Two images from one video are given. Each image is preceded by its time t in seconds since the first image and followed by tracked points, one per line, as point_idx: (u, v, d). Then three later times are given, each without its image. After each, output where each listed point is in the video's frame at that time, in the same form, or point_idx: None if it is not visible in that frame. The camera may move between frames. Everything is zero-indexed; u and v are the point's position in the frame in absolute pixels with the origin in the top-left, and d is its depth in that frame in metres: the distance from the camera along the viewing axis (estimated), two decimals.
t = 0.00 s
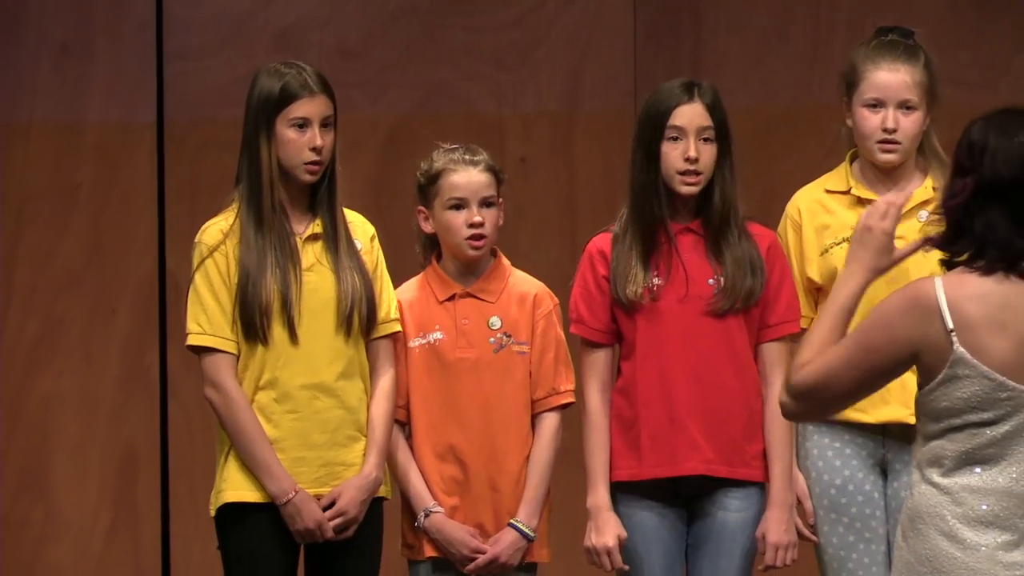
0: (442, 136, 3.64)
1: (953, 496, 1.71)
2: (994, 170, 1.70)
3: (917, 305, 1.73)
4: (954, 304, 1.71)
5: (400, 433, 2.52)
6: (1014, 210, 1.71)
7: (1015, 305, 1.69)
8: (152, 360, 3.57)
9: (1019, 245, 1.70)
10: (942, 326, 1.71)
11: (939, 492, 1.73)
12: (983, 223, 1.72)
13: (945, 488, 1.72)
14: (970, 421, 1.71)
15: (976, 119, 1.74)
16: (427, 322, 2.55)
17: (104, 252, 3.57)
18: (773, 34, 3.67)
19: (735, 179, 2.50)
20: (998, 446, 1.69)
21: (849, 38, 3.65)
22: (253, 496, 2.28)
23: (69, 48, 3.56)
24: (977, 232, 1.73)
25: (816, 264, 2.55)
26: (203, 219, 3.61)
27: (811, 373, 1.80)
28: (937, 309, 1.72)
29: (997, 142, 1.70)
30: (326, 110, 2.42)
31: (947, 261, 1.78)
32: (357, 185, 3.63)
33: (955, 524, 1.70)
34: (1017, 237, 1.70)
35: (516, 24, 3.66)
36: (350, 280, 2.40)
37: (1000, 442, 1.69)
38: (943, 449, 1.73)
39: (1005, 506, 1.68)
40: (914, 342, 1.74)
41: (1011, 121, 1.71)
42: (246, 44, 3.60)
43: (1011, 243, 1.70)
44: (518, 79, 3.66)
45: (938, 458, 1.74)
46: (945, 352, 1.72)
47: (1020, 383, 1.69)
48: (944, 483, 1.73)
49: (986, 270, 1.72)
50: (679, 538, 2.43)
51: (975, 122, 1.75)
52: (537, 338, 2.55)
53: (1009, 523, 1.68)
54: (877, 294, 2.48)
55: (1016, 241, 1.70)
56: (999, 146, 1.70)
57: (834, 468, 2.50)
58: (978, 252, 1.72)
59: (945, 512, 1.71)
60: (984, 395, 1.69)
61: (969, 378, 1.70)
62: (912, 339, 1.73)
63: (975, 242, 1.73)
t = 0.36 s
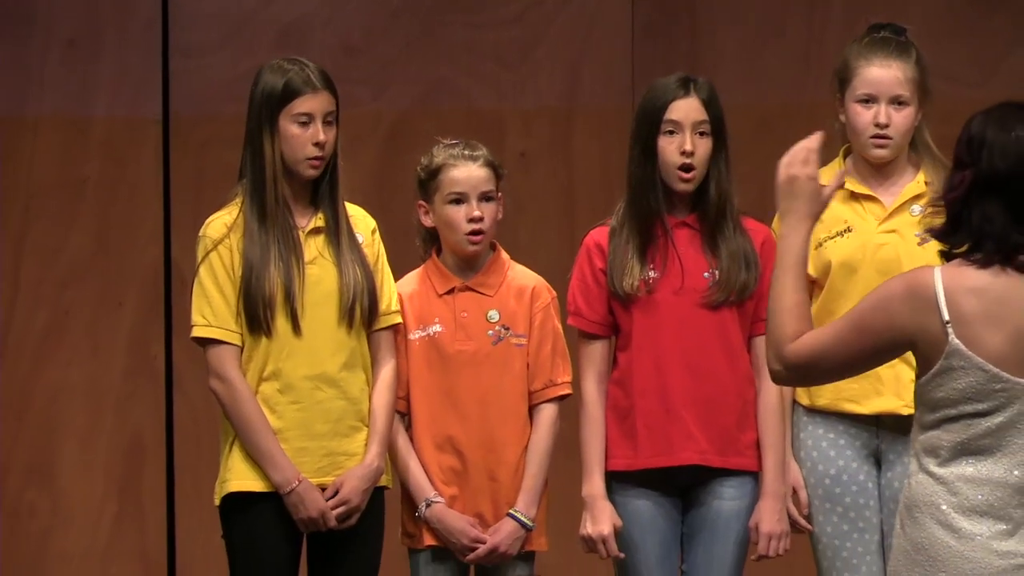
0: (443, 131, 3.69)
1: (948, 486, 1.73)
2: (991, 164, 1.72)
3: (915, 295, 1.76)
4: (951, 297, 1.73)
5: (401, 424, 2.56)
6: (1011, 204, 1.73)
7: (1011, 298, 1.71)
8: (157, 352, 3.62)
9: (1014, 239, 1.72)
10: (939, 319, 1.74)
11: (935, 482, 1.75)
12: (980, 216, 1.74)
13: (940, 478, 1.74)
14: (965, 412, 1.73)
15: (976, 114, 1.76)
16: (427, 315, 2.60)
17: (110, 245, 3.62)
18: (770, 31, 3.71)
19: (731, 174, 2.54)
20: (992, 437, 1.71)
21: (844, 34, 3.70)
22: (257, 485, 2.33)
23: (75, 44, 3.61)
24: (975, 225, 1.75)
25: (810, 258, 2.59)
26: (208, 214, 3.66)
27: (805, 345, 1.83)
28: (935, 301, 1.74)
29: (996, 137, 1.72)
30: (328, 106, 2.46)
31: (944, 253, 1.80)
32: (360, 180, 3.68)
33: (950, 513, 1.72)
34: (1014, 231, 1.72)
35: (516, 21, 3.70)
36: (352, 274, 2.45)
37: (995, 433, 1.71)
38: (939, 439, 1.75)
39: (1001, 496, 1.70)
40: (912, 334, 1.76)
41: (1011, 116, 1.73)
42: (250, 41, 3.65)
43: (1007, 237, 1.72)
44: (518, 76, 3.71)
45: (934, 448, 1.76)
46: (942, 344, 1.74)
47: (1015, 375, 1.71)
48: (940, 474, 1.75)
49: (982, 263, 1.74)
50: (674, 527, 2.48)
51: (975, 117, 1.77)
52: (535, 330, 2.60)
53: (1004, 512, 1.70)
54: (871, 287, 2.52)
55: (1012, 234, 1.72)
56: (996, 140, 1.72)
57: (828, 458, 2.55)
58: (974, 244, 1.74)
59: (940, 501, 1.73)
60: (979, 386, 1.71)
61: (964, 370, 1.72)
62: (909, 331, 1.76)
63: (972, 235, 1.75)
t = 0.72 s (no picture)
0: (444, 127, 3.76)
1: (947, 479, 1.78)
2: (987, 160, 1.75)
3: (913, 294, 1.81)
4: (948, 293, 1.78)
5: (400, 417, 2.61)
6: (1009, 198, 1.76)
7: (1007, 293, 1.75)
8: (162, 346, 3.69)
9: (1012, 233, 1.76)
10: (937, 314, 1.79)
11: (934, 475, 1.81)
12: (979, 211, 1.78)
13: (939, 472, 1.80)
14: (962, 408, 1.78)
15: (975, 110, 1.80)
16: (425, 309, 2.65)
17: (116, 242, 3.68)
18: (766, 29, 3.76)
19: (725, 170, 2.59)
20: (989, 432, 1.76)
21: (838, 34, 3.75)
22: (260, 477, 2.39)
23: (81, 43, 3.67)
24: (973, 220, 1.78)
25: (804, 253, 2.62)
26: (211, 211, 3.73)
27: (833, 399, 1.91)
28: (932, 298, 1.79)
29: (992, 133, 1.76)
30: (333, 103, 2.51)
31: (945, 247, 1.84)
32: (362, 177, 3.75)
33: (947, 506, 1.78)
34: (1012, 225, 1.76)
35: (516, 21, 3.76)
36: (354, 269, 2.50)
37: (992, 428, 1.76)
38: (938, 433, 1.81)
39: (996, 490, 1.75)
40: (913, 332, 1.81)
41: (1007, 113, 1.77)
42: (254, 41, 3.72)
43: (1004, 230, 1.76)
44: (519, 74, 3.77)
45: (933, 442, 1.81)
46: (939, 339, 1.79)
47: (1010, 371, 1.75)
48: (939, 467, 1.80)
49: (980, 258, 1.78)
50: (668, 518, 2.53)
51: (974, 116, 1.81)
52: (531, 325, 2.65)
53: (999, 507, 1.76)
54: (863, 282, 2.55)
55: (1010, 228, 1.76)
56: (992, 135, 1.76)
57: (822, 450, 2.56)
58: (973, 239, 1.78)
59: (938, 494, 1.79)
60: (975, 382, 1.76)
61: (960, 366, 1.77)
62: (909, 328, 1.81)
63: (971, 230, 1.79)
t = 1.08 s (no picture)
0: (443, 124, 3.90)
1: (941, 471, 1.79)
2: (988, 155, 1.75)
3: (911, 286, 1.82)
4: (946, 288, 1.78)
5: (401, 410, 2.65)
6: (1010, 196, 1.75)
7: (1004, 292, 1.75)
8: (168, 339, 3.86)
9: (1010, 232, 1.75)
10: (933, 309, 1.79)
11: (930, 466, 1.82)
12: (980, 207, 1.77)
13: (935, 462, 1.81)
14: (957, 401, 1.78)
15: (984, 102, 1.78)
16: (426, 303, 2.69)
17: (122, 241, 3.84)
18: (762, 30, 3.89)
19: (719, 167, 2.64)
20: (983, 425, 1.76)
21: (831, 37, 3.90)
22: (266, 469, 2.44)
23: (88, 42, 3.82)
24: (974, 217, 1.78)
25: (797, 249, 2.66)
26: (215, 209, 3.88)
27: (822, 351, 1.92)
28: (930, 292, 1.80)
29: (997, 127, 1.75)
30: (336, 100, 2.56)
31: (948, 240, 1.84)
32: (365, 174, 3.90)
33: (941, 496, 1.79)
34: (1011, 223, 1.75)
35: (516, 21, 3.88)
36: (358, 265, 2.54)
37: (986, 422, 1.76)
38: (934, 425, 1.82)
39: (990, 482, 1.75)
40: (909, 323, 1.83)
41: (1015, 107, 1.75)
42: (257, 41, 3.85)
43: (1002, 229, 1.75)
44: (519, 72, 3.89)
45: (931, 433, 1.83)
46: (935, 334, 1.80)
47: (1005, 369, 1.75)
48: (935, 459, 1.81)
49: (979, 256, 1.77)
50: (664, 509, 2.59)
51: (982, 106, 1.80)
52: (530, 319, 2.70)
53: (992, 498, 1.75)
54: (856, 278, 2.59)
55: (1009, 227, 1.75)
56: (996, 130, 1.75)
57: (816, 443, 2.58)
58: (973, 235, 1.78)
59: (933, 484, 1.80)
60: (969, 377, 1.77)
61: (955, 361, 1.77)
62: (906, 319, 1.83)
63: (971, 226, 1.78)
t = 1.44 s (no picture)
0: (445, 122, 3.97)
1: (943, 464, 1.84)
2: (994, 159, 1.79)
3: (915, 282, 1.86)
4: (950, 284, 1.82)
5: (403, 406, 2.69)
6: (1012, 198, 1.80)
7: (1006, 289, 1.79)
8: (173, 336, 3.92)
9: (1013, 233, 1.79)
10: (938, 303, 1.83)
11: (932, 460, 1.86)
12: (983, 209, 1.82)
13: (937, 456, 1.85)
14: (958, 395, 1.83)
15: (990, 106, 1.82)
16: (429, 299, 2.73)
17: (126, 240, 3.91)
18: (762, 30, 3.98)
19: (713, 164, 2.68)
20: (985, 419, 1.81)
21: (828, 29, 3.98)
22: (271, 463, 2.48)
23: (95, 42, 3.90)
24: (977, 218, 1.83)
25: (792, 247, 2.70)
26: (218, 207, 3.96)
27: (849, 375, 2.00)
28: (934, 290, 1.84)
29: (1002, 131, 1.79)
30: (336, 97, 2.61)
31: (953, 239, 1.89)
32: (368, 172, 3.96)
33: (942, 490, 1.84)
34: (1014, 225, 1.80)
35: (516, 20, 3.96)
36: (360, 260, 2.58)
37: (988, 415, 1.80)
38: (936, 419, 1.86)
39: (989, 477, 1.80)
40: (914, 317, 1.86)
41: (1019, 110, 1.79)
42: (260, 42, 3.93)
43: (1005, 230, 1.80)
44: (518, 71, 3.97)
45: (933, 427, 1.87)
46: (939, 328, 1.83)
47: (1007, 363, 1.79)
48: (936, 452, 1.86)
49: (982, 254, 1.82)
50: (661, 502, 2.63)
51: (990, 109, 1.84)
52: (532, 316, 2.74)
53: (992, 492, 1.80)
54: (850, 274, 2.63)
55: (1012, 229, 1.80)
56: (1003, 133, 1.79)
57: (810, 438, 2.63)
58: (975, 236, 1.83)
59: (935, 478, 1.85)
60: (971, 371, 1.81)
61: (958, 354, 1.81)
62: (912, 314, 1.86)
63: (975, 227, 1.83)
